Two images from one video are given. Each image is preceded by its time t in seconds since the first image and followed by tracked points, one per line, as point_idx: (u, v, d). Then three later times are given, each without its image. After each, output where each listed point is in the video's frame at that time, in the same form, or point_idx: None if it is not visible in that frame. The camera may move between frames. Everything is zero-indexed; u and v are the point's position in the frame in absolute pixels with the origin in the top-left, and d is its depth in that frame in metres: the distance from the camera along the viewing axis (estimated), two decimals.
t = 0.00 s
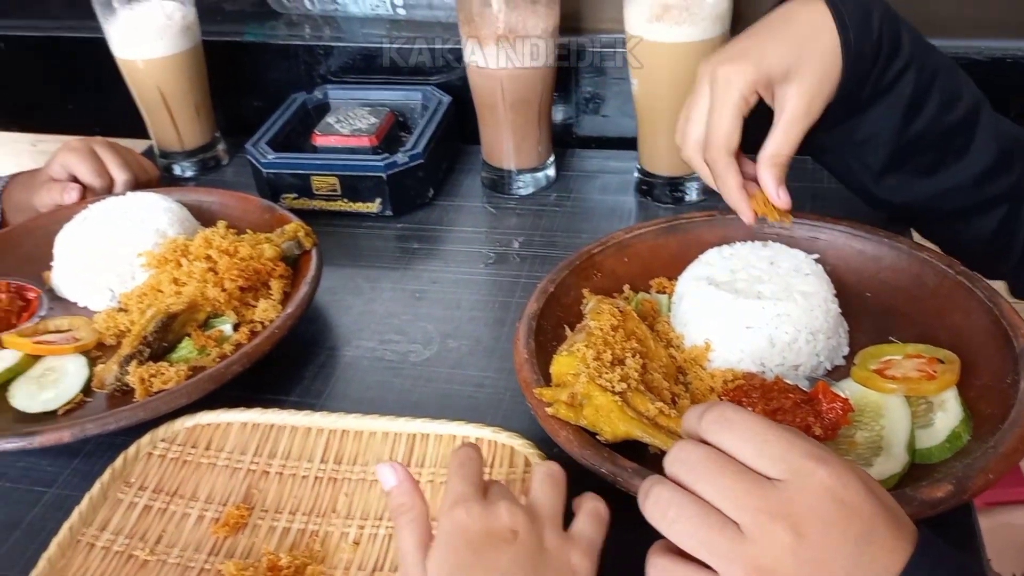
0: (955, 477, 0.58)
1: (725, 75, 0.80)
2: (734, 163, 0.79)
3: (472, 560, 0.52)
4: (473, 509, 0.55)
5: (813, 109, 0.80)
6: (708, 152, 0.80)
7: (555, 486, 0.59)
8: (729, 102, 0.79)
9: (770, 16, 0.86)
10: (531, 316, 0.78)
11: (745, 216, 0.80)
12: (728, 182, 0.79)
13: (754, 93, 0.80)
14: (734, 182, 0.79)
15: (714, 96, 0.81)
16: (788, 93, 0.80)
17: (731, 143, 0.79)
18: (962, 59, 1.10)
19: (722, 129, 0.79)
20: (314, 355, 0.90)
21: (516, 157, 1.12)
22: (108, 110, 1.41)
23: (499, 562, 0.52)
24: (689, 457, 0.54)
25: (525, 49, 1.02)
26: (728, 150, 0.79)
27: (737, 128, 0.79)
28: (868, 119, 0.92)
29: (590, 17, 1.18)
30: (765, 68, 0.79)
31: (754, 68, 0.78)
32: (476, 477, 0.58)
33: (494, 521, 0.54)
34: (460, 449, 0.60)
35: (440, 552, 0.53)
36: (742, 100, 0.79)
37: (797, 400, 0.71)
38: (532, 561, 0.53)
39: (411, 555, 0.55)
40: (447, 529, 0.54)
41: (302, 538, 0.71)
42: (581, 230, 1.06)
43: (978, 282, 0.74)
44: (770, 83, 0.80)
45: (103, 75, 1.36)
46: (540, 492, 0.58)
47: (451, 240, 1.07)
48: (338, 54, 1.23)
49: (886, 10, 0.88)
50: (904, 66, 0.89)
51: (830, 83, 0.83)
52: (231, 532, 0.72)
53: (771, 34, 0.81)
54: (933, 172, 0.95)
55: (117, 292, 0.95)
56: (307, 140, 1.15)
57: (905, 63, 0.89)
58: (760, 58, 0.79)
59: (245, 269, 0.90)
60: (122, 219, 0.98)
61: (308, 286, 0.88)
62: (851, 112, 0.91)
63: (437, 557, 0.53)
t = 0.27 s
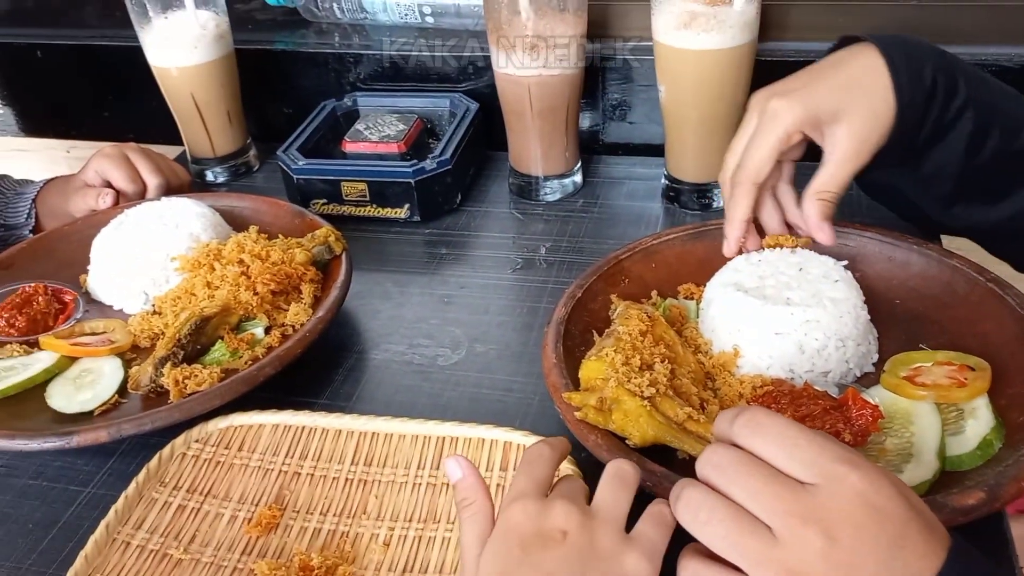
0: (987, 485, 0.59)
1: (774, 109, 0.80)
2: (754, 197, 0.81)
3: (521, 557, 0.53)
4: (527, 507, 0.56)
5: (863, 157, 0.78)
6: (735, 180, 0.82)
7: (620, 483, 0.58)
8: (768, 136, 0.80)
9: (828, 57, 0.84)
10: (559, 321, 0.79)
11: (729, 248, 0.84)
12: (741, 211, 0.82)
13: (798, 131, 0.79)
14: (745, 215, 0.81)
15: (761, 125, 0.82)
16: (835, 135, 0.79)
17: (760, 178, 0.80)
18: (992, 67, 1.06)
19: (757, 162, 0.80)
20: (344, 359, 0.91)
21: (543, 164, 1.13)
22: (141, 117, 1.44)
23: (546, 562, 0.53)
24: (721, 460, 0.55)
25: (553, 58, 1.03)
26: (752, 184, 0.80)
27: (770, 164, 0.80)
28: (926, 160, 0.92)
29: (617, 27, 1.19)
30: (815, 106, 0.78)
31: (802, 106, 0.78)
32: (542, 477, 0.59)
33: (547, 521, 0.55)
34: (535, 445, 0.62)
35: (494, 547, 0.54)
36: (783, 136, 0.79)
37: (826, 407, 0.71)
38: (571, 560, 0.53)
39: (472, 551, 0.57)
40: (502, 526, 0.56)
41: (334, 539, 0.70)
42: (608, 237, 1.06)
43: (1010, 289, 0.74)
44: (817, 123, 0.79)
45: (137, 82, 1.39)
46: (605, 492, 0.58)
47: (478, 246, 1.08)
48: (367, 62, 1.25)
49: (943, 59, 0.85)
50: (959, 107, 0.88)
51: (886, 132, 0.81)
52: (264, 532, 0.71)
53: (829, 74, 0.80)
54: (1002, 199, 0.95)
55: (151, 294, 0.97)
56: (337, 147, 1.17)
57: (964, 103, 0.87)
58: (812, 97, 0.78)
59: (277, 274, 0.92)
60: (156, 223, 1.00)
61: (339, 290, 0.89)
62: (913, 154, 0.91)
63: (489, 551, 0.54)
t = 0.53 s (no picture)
0: (1000, 487, 0.59)
1: (837, 135, 0.83)
2: (791, 215, 0.86)
3: (524, 556, 0.53)
4: (531, 505, 0.56)
5: (921, 202, 0.81)
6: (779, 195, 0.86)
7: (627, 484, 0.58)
8: (824, 161, 0.83)
9: (906, 92, 0.85)
10: (570, 322, 0.79)
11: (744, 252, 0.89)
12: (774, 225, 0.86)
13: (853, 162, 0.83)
14: (774, 230, 0.86)
15: (820, 148, 0.85)
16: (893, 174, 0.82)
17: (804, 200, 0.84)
18: (1004, 71, 1.04)
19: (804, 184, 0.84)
20: (354, 359, 0.91)
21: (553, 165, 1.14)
22: (152, 119, 1.45)
23: (551, 560, 0.52)
24: (735, 459, 0.55)
25: (563, 60, 1.03)
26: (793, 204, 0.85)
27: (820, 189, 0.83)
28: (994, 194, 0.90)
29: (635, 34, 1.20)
30: (877, 142, 0.81)
31: (864, 139, 0.81)
32: (545, 475, 0.59)
33: (552, 519, 0.55)
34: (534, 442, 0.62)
35: (496, 547, 0.55)
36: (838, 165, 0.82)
37: (838, 409, 0.71)
38: (583, 559, 0.53)
39: (475, 549, 0.57)
40: (508, 524, 0.56)
41: (344, 538, 0.70)
42: (618, 240, 1.06)
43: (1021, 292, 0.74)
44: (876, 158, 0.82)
45: (148, 84, 1.40)
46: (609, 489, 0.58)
47: (487, 248, 1.08)
48: (377, 65, 1.25)
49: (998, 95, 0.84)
50: None
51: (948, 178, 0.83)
52: (275, 531, 0.70)
53: (901, 112, 0.82)
54: None
55: (162, 294, 0.98)
56: (347, 149, 1.18)
57: None
58: (877, 133, 0.81)
59: (288, 274, 0.92)
60: (167, 223, 1.00)
61: (350, 291, 0.90)
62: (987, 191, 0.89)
63: (492, 551, 0.54)
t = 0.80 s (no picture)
0: (1007, 490, 0.59)
1: (851, 142, 0.83)
2: (800, 219, 0.85)
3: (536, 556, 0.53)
4: (547, 502, 0.56)
5: (932, 215, 0.80)
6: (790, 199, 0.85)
7: (645, 482, 0.58)
8: (837, 167, 0.83)
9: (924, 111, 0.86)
10: (576, 324, 0.79)
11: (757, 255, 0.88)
12: (784, 228, 0.86)
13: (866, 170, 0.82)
14: (784, 233, 0.86)
15: (833, 155, 0.84)
16: (905, 186, 0.81)
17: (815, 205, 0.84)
18: (1010, 75, 1.03)
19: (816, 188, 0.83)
20: (360, 360, 0.92)
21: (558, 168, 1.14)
22: (158, 121, 1.46)
23: (564, 562, 0.53)
24: (744, 459, 0.55)
25: (570, 63, 1.04)
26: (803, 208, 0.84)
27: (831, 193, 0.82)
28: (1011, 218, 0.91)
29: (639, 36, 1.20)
30: (891, 152, 0.81)
31: (879, 147, 0.81)
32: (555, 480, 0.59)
33: (566, 518, 0.55)
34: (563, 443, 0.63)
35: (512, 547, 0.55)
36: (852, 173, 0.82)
37: (844, 412, 0.70)
38: (592, 560, 0.53)
39: (496, 546, 0.58)
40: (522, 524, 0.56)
41: (350, 539, 0.70)
42: (624, 242, 1.06)
43: None
44: (889, 168, 0.81)
45: (155, 86, 1.40)
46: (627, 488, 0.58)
47: (493, 250, 1.08)
48: (384, 68, 1.26)
49: (1013, 118, 0.85)
50: None
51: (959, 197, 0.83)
52: (280, 530, 0.70)
53: (917, 127, 0.82)
54: None
55: (168, 294, 0.97)
56: (353, 151, 1.19)
57: None
58: (893, 143, 0.81)
59: (294, 275, 0.92)
60: (174, 224, 1.00)
61: (356, 292, 0.90)
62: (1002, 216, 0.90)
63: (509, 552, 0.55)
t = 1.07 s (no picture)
0: (1010, 489, 0.59)
1: (855, 141, 0.82)
2: (808, 217, 0.85)
3: (537, 548, 0.54)
4: (549, 494, 0.56)
5: (933, 217, 0.80)
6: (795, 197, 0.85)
7: (650, 486, 0.58)
8: (841, 164, 0.83)
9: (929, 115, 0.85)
10: (579, 323, 0.79)
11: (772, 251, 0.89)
12: (792, 227, 0.86)
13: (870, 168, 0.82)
14: (796, 233, 0.86)
15: (837, 153, 0.84)
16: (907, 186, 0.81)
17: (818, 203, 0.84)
18: (1012, 75, 1.03)
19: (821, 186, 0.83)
20: (362, 360, 0.92)
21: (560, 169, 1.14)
22: (160, 121, 1.46)
23: (565, 556, 0.53)
24: (746, 458, 0.55)
25: (572, 63, 1.04)
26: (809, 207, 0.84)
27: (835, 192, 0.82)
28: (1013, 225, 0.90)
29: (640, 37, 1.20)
30: (895, 151, 0.81)
31: (883, 146, 0.81)
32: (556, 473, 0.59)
33: (569, 512, 0.55)
34: (564, 432, 0.63)
35: (512, 539, 0.55)
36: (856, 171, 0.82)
37: (846, 411, 0.70)
38: (593, 556, 0.53)
39: (495, 535, 0.59)
40: (524, 518, 0.56)
41: (351, 537, 0.70)
42: (626, 242, 1.06)
43: None
44: (893, 167, 0.81)
45: (158, 86, 1.40)
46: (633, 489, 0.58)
47: (495, 250, 1.08)
48: (387, 68, 1.26)
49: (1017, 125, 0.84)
50: None
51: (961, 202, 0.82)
52: (282, 528, 0.70)
53: (922, 128, 0.82)
54: None
55: (169, 294, 0.98)
56: (356, 151, 1.19)
57: None
58: (897, 142, 0.81)
59: (297, 274, 0.92)
60: (177, 223, 1.00)
61: (358, 291, 0.90)
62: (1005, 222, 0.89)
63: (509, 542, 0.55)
